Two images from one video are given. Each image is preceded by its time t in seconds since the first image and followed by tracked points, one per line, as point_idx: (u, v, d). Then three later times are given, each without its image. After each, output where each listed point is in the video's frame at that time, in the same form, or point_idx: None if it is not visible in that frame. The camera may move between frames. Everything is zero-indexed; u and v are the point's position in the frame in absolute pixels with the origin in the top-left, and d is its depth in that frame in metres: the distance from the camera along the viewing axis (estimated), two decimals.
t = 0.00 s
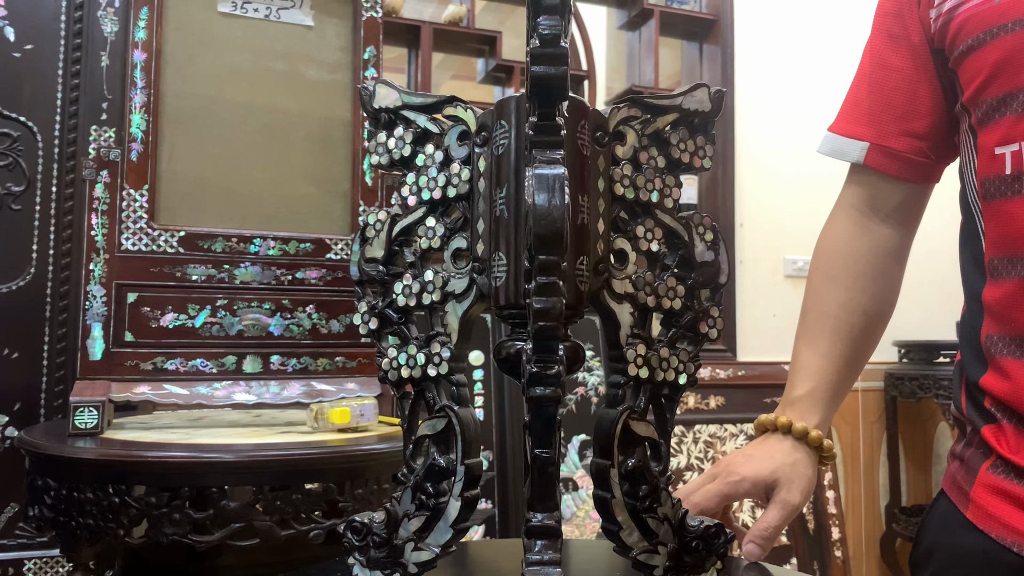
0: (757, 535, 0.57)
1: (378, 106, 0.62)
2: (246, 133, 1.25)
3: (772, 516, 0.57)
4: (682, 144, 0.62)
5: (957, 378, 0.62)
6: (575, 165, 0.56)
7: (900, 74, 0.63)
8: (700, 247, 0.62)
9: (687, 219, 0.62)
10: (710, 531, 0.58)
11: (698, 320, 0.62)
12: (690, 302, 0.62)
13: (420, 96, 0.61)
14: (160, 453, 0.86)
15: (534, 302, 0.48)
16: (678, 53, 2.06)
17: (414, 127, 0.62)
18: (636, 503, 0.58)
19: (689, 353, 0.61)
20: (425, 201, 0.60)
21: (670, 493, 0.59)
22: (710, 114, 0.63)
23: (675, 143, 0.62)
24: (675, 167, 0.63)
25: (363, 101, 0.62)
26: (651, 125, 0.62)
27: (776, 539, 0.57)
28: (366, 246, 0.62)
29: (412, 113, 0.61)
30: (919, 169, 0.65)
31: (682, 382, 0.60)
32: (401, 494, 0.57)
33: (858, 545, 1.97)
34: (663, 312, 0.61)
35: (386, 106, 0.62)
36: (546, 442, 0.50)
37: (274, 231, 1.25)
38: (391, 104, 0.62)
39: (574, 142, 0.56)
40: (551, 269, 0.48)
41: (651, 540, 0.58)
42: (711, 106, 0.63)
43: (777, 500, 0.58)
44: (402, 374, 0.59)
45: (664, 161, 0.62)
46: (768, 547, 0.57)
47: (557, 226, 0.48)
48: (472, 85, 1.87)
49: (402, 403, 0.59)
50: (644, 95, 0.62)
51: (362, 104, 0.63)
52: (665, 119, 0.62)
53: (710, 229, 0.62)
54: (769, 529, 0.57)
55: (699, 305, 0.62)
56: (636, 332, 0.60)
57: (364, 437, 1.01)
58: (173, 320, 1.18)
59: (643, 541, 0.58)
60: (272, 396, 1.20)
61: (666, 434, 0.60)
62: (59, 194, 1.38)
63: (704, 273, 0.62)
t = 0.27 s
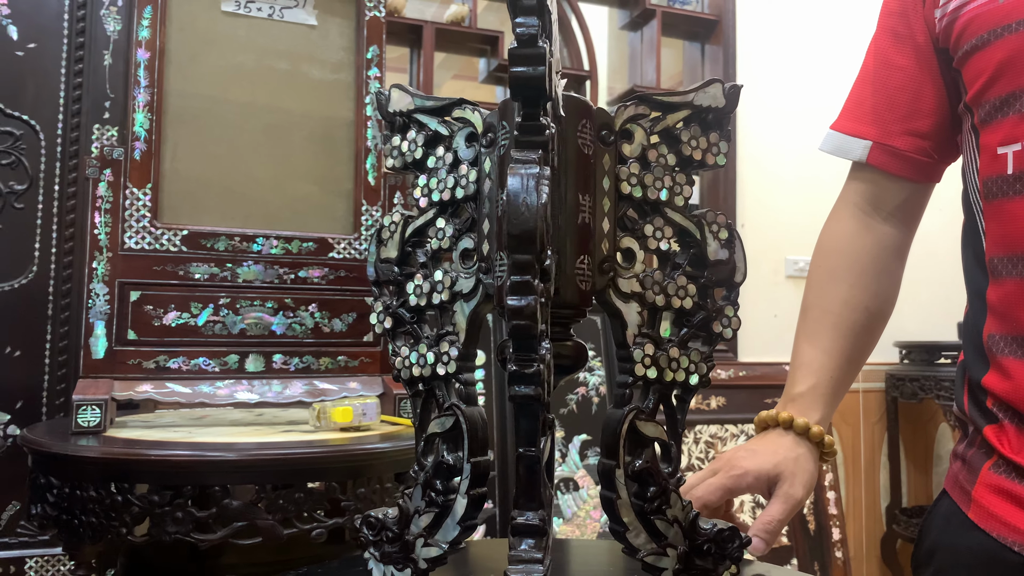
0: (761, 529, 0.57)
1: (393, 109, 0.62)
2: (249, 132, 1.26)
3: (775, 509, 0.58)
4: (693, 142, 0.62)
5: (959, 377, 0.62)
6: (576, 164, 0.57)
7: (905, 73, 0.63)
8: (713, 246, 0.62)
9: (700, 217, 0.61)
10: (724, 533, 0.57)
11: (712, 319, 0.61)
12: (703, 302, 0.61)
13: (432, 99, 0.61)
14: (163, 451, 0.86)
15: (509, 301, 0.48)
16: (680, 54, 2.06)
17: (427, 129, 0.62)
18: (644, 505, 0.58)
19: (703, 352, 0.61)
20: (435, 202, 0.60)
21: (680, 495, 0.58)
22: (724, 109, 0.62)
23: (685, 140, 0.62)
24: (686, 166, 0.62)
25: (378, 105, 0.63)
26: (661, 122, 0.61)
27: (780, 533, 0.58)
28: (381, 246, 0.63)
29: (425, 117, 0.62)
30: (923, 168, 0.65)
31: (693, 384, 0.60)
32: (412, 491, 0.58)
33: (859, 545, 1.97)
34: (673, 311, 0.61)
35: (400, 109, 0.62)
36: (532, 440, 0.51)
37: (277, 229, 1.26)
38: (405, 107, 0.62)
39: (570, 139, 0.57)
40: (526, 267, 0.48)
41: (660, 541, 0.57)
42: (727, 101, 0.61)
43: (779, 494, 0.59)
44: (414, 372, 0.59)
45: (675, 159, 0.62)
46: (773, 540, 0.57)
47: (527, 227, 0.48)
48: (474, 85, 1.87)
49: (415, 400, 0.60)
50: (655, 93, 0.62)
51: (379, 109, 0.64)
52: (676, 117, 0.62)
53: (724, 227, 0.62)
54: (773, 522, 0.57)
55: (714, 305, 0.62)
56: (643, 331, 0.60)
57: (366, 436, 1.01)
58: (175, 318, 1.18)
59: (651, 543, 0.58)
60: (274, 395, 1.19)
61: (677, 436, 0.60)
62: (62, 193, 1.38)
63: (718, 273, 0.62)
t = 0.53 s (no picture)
0: (763, 530, 0.59)
1: (405, 113, 0.63)
2: (249, 132, 1.26)
3: (776, 511, 0.59)
4: (700, 137, 0.62)
5: (961, 377, 0.62)
6: (575, 164, 0.57)
7: (908, 74, 0.63)
8: (724, 244, 0.62)
9: (709, 215, 0.62)
10: (734, 539, 0.58)
11: (724, 318, 0.61)
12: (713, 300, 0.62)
13: (440, 102, 0.61)
14: (163, 451, 0.86)
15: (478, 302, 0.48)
16: (681, 54, 2.06)
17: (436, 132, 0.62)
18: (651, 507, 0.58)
19: (714, 352, 0.61)
20: (443, 205, 0.60)
21: (687, 498, 0.59)
22: (735, 104, 0.62)
23: (692, 136, 0.62)
24: (693, 161, 0.63)
25: (393, 110, 0.65)
26: (667, 119, 0.62)
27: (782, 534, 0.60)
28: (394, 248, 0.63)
29: (434, 119, 0.62)
30: (926, 169, 0.65)
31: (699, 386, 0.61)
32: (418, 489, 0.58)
33: (858, 545, 1.97)
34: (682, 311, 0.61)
35: (411, 113, 0.63)
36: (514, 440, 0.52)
37: (277, 229, 1.26)
38: (415, 111, 0.63)
39: (564, 139, 0.57)
40: (493, 268, 0.47)
41: (666, 544, 0.57)
42: (737, 95, 0.61)
43: (779, 495, 0.59)
44: (424, 372, 0.60)
45: (681, 155, 0.62)
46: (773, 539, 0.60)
47: (492, 228, 0.47)
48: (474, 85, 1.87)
49: (424, 399, 0.60)
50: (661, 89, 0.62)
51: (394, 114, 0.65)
52: (682, 113, 0.62)
53: (736, 224, 0.62)
54: (773, 524, 0.59)
55: (725, 304, 0.62)
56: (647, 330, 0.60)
57: (365, 436, 1.01)
58: (175, 318, 1.18)
59: (657, 546, 0.57)
60: (274, 395, 1.20)
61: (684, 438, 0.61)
62: (61, 192, 1.38)
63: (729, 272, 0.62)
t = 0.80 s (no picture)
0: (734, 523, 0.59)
1: (412, 116, 0.64)
2: (244, 130, 1.25)
3: (749, 507, 0.58)
4: (700, 133, 0.61)
5: (956, 376, 0.62)
6: (563, 163, 0.57)
7: (904, 77, 0.63)
8: (725, 241, 0.61)
9: (710, 212, 0.61)
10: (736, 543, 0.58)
11: (727, 317, 0.61)
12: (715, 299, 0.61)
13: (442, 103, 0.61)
14: (159, 450, 0.86)
15: (439, 303, 0.47)
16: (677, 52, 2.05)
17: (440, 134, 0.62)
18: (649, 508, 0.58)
19: (716, 352, 0.61)
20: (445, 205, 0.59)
21: (687, 500, 0.59)
22: (738, 98, 0.61)
23: (691, 133, 0.61)
24: (694, 157, 0.62)
25: (402, 112, 0.65)
26: (665, 115, 0.61)
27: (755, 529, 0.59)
28: (402, 248, 0.64)
29: (437, 121, 0.62)
30: (921, 171, 0.65)
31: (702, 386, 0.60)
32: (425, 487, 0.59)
33: (853, 544, 1.98)
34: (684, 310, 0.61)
35: (417, 115, 0.64)
36: (484, 439, 0.51)
37: (273, 228, 1.25)
38: (420, 113, 0.63)
39: (554, 138, 0.58)
40: (456, 268, 0.47)
41: (666, 544, 0.58)
42: (739, 89, 0.61)
43: (753, 491, 0.59)
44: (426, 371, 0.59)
45: (681, 152, 0.61)
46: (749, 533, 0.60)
47: (454, 229, 0.46)
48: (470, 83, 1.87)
49: (430, 398, 0.61)
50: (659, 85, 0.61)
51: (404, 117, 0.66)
52: (682, 108, 0.61)
53: (740, 221, 0.62)
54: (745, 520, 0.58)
55: (727, 303, 0.61)
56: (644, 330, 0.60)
57: (361, 435, 1.01)
58: (170, 317, 1.17)
59: (654, 548, 0.57)
60: (269, 394, 1.20)
61: (685, 440, 0.61)
62: (56, 190, 1.37)
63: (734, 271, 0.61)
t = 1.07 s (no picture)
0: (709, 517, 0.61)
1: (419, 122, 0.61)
2: (241, 133, 1.25)
3: (721, 504, 0.60)
4: (699, 133, 0.62)
5: (950, 379, 0.62)
6: (553, 167, 0.57)
7: (898, 79, 0.64)
8: (726, 242, 0.62)
9: (712, 213, 0.62)
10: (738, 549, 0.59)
11: (726, 319, 0.61)
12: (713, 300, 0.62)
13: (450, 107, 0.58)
14: (155, 453, 0.86)
15: (411, 306, 0.47)
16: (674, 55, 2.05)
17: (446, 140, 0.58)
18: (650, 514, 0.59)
19: (717, 355, 0.61)
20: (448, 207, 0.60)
21: (687, 505, 0.59)
22: (739, 97, 0.62)
23: (689, 133, 0.62)
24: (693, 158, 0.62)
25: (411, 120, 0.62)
26: (663, 116, 0.62)
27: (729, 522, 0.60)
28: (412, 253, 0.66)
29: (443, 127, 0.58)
30: (914, 174, 0.65)
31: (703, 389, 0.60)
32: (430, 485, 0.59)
33: (850, 545, 1.98)
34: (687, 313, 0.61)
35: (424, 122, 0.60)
36: (461, 441, 0.50)
37: (270, 231, 1.25)
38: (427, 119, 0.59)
39: (546, 142, 0.57)
40: (425, 273, 0.46)
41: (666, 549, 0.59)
42: (740, 87, 0.62)
43: (726, 489, 0.60)
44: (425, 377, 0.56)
45: (681, 152, 0.62)
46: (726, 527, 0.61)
47: (423, 234, 0.46)
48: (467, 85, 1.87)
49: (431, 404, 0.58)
50: (658, 85, 0.62)
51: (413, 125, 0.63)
52: (681, 108, 0.62)
53: (742, 222, 0.63)
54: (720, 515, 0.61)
55: (729, 305, 0.61)
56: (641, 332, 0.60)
57: (358, 437, 1.01)
58: (166, 320, 1.17)
59: (653, 553, 0.58)
60: (266, 396, 1.20)
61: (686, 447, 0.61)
62: (53, 193, 1.37)
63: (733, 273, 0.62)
